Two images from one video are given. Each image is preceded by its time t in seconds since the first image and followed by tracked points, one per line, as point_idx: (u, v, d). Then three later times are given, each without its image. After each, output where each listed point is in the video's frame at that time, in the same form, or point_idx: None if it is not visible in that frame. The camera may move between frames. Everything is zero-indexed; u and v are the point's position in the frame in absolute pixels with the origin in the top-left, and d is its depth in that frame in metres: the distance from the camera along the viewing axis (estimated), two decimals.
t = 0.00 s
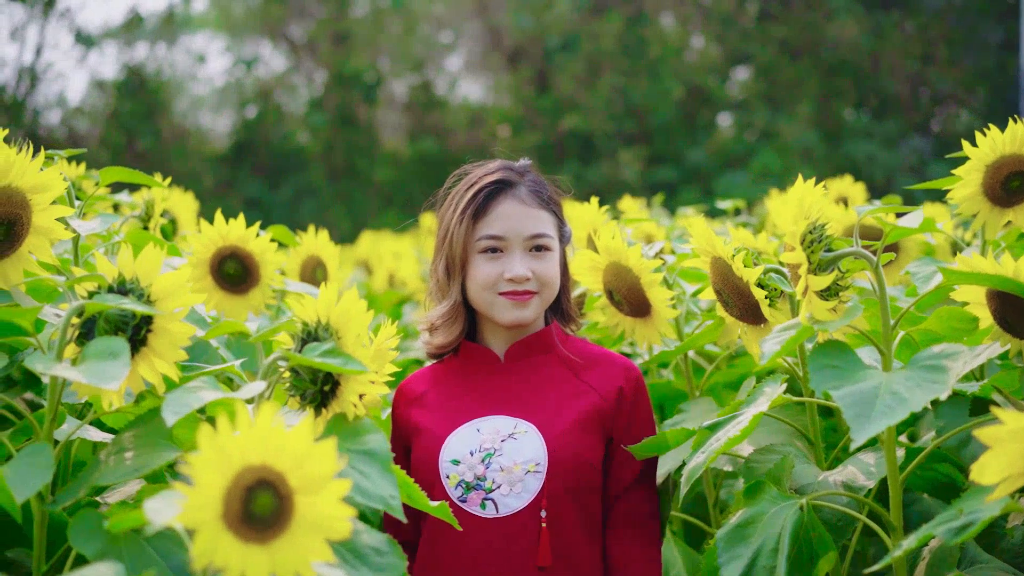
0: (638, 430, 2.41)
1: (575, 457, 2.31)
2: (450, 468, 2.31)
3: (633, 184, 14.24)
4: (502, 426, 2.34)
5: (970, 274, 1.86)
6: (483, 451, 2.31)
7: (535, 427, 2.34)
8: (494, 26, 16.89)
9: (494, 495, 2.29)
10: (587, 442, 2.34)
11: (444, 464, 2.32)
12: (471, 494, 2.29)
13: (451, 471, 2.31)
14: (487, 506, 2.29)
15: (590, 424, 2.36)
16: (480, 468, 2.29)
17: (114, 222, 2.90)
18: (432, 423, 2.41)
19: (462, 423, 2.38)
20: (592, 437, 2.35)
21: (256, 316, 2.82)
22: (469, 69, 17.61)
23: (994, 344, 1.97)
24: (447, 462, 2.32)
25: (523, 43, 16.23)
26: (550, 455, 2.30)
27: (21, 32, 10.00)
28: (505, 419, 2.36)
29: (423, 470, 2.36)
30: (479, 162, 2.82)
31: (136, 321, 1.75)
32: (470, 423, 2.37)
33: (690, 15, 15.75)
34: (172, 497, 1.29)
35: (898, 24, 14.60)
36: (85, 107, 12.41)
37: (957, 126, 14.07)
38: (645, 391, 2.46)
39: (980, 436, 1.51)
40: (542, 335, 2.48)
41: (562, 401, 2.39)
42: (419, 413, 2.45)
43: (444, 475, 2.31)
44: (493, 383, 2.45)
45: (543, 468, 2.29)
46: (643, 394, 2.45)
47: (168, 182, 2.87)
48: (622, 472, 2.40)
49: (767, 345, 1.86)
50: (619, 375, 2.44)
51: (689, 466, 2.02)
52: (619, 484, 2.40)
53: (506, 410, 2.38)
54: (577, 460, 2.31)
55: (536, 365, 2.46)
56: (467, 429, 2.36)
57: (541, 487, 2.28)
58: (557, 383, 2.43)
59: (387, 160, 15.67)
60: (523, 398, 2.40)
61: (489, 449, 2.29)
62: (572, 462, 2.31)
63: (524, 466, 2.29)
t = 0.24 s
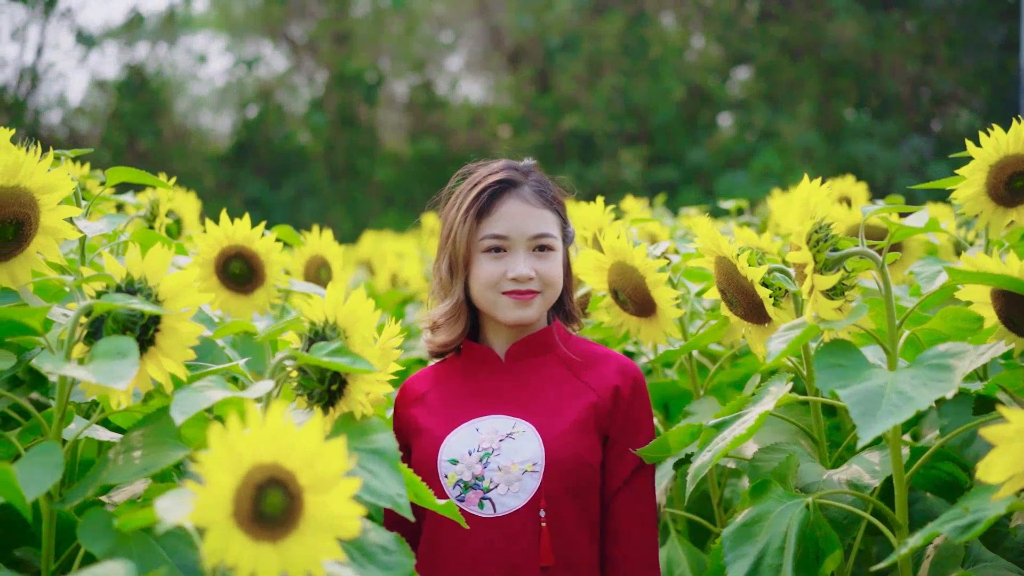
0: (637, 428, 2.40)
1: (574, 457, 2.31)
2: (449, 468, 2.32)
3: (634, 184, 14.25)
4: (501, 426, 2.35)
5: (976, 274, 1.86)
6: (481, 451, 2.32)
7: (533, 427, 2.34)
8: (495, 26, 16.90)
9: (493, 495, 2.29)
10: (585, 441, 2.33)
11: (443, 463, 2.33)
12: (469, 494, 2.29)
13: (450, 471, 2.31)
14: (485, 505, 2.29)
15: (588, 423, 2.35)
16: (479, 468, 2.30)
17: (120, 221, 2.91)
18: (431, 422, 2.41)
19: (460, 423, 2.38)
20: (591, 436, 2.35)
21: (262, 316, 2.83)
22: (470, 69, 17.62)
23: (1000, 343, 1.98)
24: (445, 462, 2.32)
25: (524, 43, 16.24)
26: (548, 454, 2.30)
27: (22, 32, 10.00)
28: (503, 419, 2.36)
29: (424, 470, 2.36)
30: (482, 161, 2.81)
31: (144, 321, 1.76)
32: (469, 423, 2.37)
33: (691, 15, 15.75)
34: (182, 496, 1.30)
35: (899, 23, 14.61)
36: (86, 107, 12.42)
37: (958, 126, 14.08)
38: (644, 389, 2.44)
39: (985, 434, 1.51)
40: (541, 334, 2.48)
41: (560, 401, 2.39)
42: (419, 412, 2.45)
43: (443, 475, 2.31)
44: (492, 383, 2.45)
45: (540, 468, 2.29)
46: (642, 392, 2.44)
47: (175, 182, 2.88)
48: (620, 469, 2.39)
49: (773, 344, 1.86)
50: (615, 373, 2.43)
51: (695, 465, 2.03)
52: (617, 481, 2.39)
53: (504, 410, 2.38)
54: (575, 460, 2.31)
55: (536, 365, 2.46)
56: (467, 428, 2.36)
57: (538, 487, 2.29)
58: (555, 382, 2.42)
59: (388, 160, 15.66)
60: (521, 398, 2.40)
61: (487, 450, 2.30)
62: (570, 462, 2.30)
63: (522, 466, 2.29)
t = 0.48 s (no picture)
0: (633, 426, 2.40)
1: (571, 456, 2.31)
2: (446, 466, 2.31)
3: (634, 184, 14.26)
4: (498, 424, 2.35)
5: (980, 272, 1.87)
6: (479, 450, 2.32)
7: (530, 425, 2.34)
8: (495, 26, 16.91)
9: (490, 493, 2.29)
10: (583, 439, 2.33)
11: (440, 462, 2.33)
12: (466, 493, 2.29)
13: (447, 470, 2.31)
14: (482, 504, 2.29)
15: (586, 422, 2.35)
16: (475, 467, 2.30)
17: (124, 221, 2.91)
18: (429, 421, 2.41)
19: (459, 421, 2.38)
20: (589, 434, 2.35)
21: (265, 315, 2.83)
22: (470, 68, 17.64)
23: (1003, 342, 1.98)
24: (442, 461, 2.32)
25: (524, 42, 16.24)
26: (545, 453, 2.30)
27: (23, 32, 10.01)
28: (501, 417, 2.36)
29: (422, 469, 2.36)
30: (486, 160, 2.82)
31: (149, 320, 1.76)
32: (467, 421, 2.37)
33: (692, 15, 15.75)
34: (190, 494, 1.31)
35: (899, 23, 14.62)
36: (86, 107, 12.43)
37: (958, 125, 14.08)
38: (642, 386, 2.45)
39: (990, 433, 1.51)
40: (540, 332, 2.48)
41: (559, 399, 2.38)
42: (418, 410, 2.45)
43: (441, 474, 2.31)
44: (490, 382, 2.45)
45: (537, 467, 2.29)
46: (639, 390, 2.44)
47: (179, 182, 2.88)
48: (617, 466, 2.39)
49: (777, 343, 1.87)
50: (610, 370, 2.43)
51: (699, 464, 2.03)
52: (615, 476, 2.38)
53: (502, 408, 2.39)
54: (573, 458, 2.31)
55: (534, 363, 2.46)
56: (465, 427, 2.36)
57: (536, 486, 2.28)
58: (554, 380, 2.42)
59: (388, 160, 15.67)
60: (520, 396, 2.41)
61: (484, 448, 2.30)
62: (567, 460, 2.30)
63: (518, 464, 2.29)
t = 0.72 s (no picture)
0: (628, 424, 2.38)
1: (561, 454, 2.30)
2: (439, 465, 2.32)
3: (634, 184, 14.26)
4: (492, 423, 2.35)
5: (984, 271, 1.87)
6: (471, 448, 2.32)
7: (523, 423, 2.34)
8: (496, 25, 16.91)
9: (482, 492, 2.29)
10: (574, 437, 2.32)
11: (434, 461, 2.34)
12: (458, 492, 2.30)
13: (440, 468, 2.32)
14: (476, 503, 2.30)
15: (577, 419, 2.34)
16: (468, 466, 2.30)
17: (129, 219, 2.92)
18: (424, 420, 2.42)
19: (453, 419, 2.39)
20: (581, 433, 2.34)
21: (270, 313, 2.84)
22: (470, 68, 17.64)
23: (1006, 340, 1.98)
24: (436, 460, 2.33)
25: (525, 42, 16.25)
26: (536, 450, 2.30)
27: (24, 32, 10.02)
28: (495, 416, 2.37)
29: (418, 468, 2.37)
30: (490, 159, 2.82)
31: (156, 318, 1.76)
32: (461, 420, 2.38)
33: (692, 15, 15.75)
34: (199, 491, 1.31)
35: (900, 23, 14.62)
36: (87, 107, 12.44)
37: (958, 125, 14.09)
38: (639, 383, 2.42)
39: (994, 431, 1.51)
40: (537, 330, 2.48)
41: (552, 398, 2.37)
42: (415, 408, 2.46)
43: (434, 473, 2.32)
44: (485, 380, 2.45)
45: (528, 465, 2.28)
46: (635, 387, 2.41)
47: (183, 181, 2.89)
48: (612, 464, 2.37)
49: (782, 341, 1.87)
50: (604, 367, 2.41)
51: (703, 462, 2.04)
52: (610, 474, 2.36)
53: (496, 407, 2.39)
54: (563, 457, 2.30)
55: (529, 360, 2.45)
56: (459, 425, 2.37)
57: (527, 484, 2.28)
58: (548, 378, 2.41)
59: (389, 160, 15.67)
60: (513, 395, 2.41)
61: (476, 446, 2.30)
62: (557, 458, 2.29)
63: (510, 463, 2.29)
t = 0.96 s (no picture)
0: (619, 424, 2.35)
1: (547, 453, 2.28)
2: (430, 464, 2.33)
3: (635, 184, 14.26)
4: (483, 422, 2.35)
5: (985, 270, 1.88)
6: (461, 448, 2.32)
7: (512, 422, 2.33)
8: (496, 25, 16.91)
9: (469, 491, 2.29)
10: (563, 436, 2.30)
11: (426, 460, 2.35)
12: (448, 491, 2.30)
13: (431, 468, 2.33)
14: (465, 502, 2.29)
15: (566, 419, 2.32)
16: (457, 465, 2.30)
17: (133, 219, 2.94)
18: (419, 420, 2.44)
19: (445, 418, 2.40)
20: (570, 432, 2.32)
21: (274, 313, 2.85)
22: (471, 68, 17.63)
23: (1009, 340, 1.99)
24: (428, 459, 2.34)
25: (525, 42, 16.25)
26: (524, 449, 2.28)
27: (24, 32, 10.04)
28: (487, 415, 2.36)
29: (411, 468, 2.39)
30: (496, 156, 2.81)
31: (162, 317, 1.77)
32: (455, 419, 2.38)
33: (692, 15, 15.75)
34: (207, 490, 1.32)
35: (900, 23, 14.63)
36: (87, 107, 12.46)
37: (958, 125, 14.09)
38: (635, 382, 2.40)
39: (999, 429, 1.52)
40: (531, 328, 2.46)
41: (542, 397, 2.36)
42: (412, 407, 2.48)
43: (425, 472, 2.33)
44: (479, 379, 2.45)
45: (516, 464, 2.27)
46: (628, 385, 2.39)
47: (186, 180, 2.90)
48: (604, 464, 2.35)
49: (785, 339, 1.88)
50: (596, 365, 2.38)
51: (707, 461, 2.05)
52: (603, 473, 2.35)
53: (488, 405, 2.38)
54: (550, 456, 2.28)
55: (522, 359, 2.44)
56: (452, 424, 2.37)
57: (515, 483, 2.27)
58: (540, 376, 2.40)
59: (389, 160, 15.66)
60: (504, 394, 2.40)
61: (466, 445, 2.30)
62: (544, 458, 2.28)
63: (498, 463, 2.28)
